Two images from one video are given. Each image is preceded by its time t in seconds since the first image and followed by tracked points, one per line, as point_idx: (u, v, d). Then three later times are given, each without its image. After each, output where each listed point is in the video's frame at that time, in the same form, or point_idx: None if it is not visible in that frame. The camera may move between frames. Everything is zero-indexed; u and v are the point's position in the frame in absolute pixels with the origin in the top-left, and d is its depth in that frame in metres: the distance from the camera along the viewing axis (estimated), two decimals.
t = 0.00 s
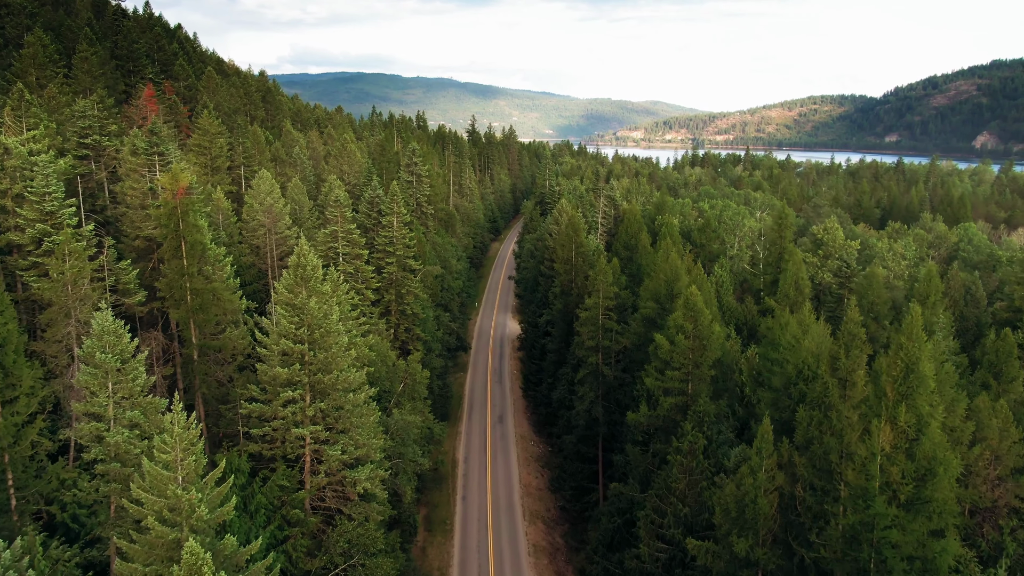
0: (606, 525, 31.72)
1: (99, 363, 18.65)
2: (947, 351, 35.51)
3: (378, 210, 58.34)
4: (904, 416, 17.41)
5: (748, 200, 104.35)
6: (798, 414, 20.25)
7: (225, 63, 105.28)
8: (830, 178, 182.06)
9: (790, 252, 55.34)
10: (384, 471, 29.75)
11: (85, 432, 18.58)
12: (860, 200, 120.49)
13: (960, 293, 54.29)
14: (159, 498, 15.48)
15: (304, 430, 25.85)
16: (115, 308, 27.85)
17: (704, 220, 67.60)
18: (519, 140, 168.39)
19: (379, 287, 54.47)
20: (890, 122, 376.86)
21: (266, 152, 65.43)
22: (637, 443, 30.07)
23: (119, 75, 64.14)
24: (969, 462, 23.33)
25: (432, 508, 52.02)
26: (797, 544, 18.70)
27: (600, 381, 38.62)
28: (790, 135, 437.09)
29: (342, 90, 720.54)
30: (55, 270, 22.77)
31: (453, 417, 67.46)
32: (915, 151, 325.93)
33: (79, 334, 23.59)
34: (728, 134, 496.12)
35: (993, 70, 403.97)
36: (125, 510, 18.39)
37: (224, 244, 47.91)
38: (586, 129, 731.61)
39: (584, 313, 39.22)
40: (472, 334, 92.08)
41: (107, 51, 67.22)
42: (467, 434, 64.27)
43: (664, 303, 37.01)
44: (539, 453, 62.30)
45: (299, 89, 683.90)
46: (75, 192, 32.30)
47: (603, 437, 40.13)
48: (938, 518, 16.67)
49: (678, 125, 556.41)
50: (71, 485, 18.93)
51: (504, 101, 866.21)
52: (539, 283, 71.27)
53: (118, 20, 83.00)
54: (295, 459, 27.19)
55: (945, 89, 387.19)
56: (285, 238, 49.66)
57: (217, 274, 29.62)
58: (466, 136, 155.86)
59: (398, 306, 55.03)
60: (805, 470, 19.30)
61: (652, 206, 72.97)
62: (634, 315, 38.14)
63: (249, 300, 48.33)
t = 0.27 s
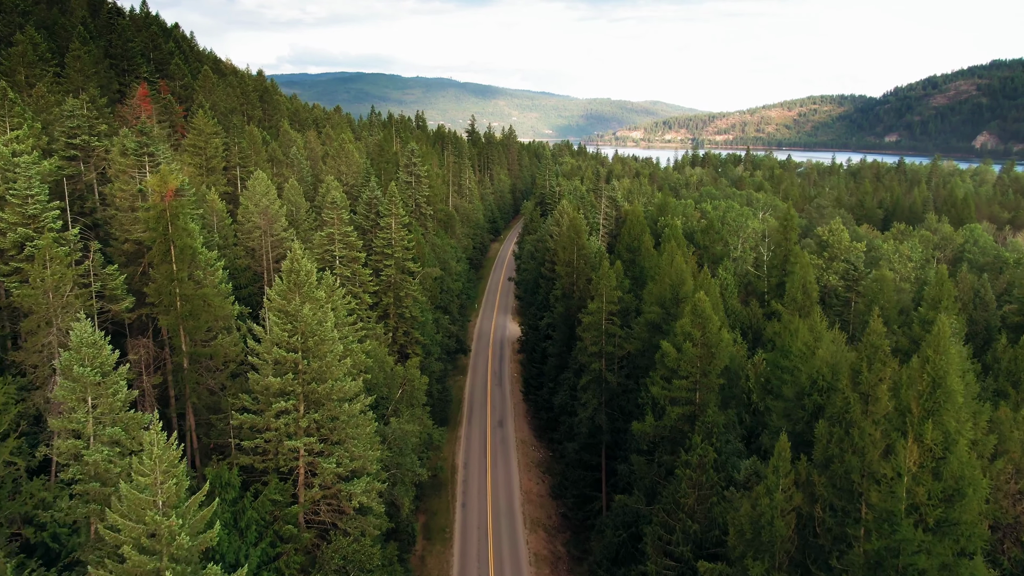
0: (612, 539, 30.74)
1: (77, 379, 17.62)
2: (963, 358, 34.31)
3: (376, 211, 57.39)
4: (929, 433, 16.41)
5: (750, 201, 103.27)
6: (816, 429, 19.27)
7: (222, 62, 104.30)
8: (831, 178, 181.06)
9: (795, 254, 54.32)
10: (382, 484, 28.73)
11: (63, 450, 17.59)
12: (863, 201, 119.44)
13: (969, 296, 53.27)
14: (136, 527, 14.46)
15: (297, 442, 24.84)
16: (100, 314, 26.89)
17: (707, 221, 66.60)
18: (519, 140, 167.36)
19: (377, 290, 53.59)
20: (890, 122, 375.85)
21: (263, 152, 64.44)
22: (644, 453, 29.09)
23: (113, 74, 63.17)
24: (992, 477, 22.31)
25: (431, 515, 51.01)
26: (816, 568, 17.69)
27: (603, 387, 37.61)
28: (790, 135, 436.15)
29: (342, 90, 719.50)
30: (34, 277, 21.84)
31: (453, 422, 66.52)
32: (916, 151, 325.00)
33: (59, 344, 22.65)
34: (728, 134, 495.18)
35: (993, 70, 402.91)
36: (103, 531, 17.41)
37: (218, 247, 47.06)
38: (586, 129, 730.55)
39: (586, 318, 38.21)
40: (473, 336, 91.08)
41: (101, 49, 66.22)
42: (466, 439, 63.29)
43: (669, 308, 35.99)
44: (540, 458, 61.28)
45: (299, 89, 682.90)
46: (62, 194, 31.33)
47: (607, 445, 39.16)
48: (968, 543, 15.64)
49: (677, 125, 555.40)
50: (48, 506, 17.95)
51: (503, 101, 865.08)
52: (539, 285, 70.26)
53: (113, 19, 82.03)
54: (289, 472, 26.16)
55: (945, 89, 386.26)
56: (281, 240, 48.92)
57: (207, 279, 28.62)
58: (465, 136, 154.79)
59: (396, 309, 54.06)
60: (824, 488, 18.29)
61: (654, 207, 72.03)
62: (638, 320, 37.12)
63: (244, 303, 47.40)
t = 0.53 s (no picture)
0: (616, 552, 29.80)
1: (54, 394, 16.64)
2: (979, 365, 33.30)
3: (374, 212, 56.40)
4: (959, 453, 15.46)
5: (752, 201, 102.21)
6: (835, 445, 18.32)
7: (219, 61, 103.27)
8: (833, 178, 179.92)
9: (801, 256, 53.31)
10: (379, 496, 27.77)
11: (39, 470, 16.60)
12: (865, 201, 118.35)
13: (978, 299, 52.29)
14: (113, 557, 13.49)
15: (291, 456, 23.84)
16: (86, 321, 25.93)
17: (710, 223, 65.60)
18: (519, 140, 166.27)
19: (375, 293, 52.68)
20: (890, 122, 374.87)
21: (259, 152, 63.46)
22: (650, 465, 28.15)
23: (107, 73, 62.19)
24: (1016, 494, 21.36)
25: (431, 523, 50.05)
26: None
27: (606, 394, 36.64)
28: (790, 134, 435.17)
29: (341, 90, 718.34)
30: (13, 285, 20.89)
31: (453, 426, 65.56)
32: (916, 151, 324.08)
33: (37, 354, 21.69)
34: (728, 134, 494.19)
35: (994, 69, 401.87)
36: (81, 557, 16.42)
37: (212, 250, 46.18)
38: (586, 129, 729.45)
39: (590, 322, 37.21)
40: (472, 338, 90.10)
41: (95, 48, 65.21)
42: (467, 443, 62.34)
43: (675, 313, 35.01)
44: (541, 463, 60.30)
45: (298, 89, 681.75)
46: (48, 196, 30.36)
47: (610, 453, 38.20)
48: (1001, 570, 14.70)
49: (677, 125, 554.37)
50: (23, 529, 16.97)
51: (503, 101, 864.02)
52: (540, 287, 69.25)
53: (108, 18, 81.00)
54: (282, 486, 25.20)
55: (946, 88, 385.26)
56: (277, 243, 48.34)
57: (197, 285, 27.61)
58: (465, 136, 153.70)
59: (395, 312, 53.12)
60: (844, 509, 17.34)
61: (656, 207, 71.06)
62: (642, 325, 36.14)
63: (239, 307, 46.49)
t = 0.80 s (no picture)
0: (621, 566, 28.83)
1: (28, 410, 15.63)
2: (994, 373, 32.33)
3: (372, 213, 55.40)
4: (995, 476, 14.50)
5: (755, 202, 101.11)
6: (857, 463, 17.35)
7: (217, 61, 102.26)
8: (834, 178, 179.01)
9: (808, 258, 52.35)
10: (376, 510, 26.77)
11: (12, 492, 15.60)
12: (868, 202, 117.37)
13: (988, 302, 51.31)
14: None
15: (284, 470, 22.84)
16: (70, 329, 24.95)
17: (714, 224, 64.63)
18: (518, 140, 165.20)
19: (373, 297, 51.70)
20: (890, 122, 374.04)
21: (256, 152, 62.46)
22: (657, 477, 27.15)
23: (100, 72, 61.15)
24: None
25: (430, 530, 49.05)
26: None
27: (610, 401, 35.66)
28: (790, 134, 434.22)
29: (340, 89, 717.22)
30: None
31: (452, 430, 64.55)
32: (916, 151, 322.99)
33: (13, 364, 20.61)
34: (728, 134, 493.20)
35: (995, 69, 400.95)
36: None
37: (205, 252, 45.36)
38: (585, 129, 728.50)
39: (593, 327, 36.26)
40: (472, 340, 89.08)
41: (89, 46, 64.24)
42: (466, 448, 61.32)
43: (681, 318, 34.03)
44: (542, 469, 59.31)
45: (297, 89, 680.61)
46: (33, 198, 29.39)
47: (614, 462, 37.24)
48: None
49: (677, 125, 553.32)
50: None
51: (503, 101, 862.82)
52: (541, 289, 68.21)
53: (103, 16, 79.97)
54: (275, 501, 24.21)
55: (946, 88, 384.42)
56: (273, 245, 47.49)
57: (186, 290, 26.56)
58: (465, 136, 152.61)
59: (393, 316, 52.13)
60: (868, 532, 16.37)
61: (658, 209, 70.07)
62: (647, 330, 35.15)
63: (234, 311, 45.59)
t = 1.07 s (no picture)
0: None
1: None
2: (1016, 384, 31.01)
3: (369, 215, 54.08)
4: None
5: (758, 203, 99.80)
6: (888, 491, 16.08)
7: (213, 59, 100.94)
8: (836, 179, 177.62)
9: (816, 261, 51.08)
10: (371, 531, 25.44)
11: None
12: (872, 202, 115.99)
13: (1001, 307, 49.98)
14: None
15: (273, 492, 21.50)
16: (47, 339, 23.66)
17: (719, 226, 63.28)
18: (518, 140, 163.91)
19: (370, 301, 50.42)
20: (890, 122, 372.80)
21: (251, 153, 61.12)
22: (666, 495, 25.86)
23: (91, 71, 59.85)
24: None
25: (428, 541, 47.72)
26: None
27: (616, 412, 34.37)
28: (790, 134, 432.90)
29: (340, 89, 715.80)
30: None
31: (451, 436, 63.22)
32: (916, 151, 321.83)
33: None
34: (728, 134, 492.04)
35: (996, 69, 399.66)
36: None
37: (197, 256, 44.12)
38: (585, 129, 727.09)
39: (598, 334, 34.97)
40: (472, 343, 87.74)
41: (80, 44, 62.95)
42: (466, 455, 60.01)
43: (690, 326, 32.73)
44: (543, 477, 57.99)
45: (296, 88, 679.17)
46: (13, 201, 28.08)
47: (619, 474, 35.93)
48: None
49: (677, 125, 551.99)
50: None
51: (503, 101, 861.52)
52: (542, 292, 66.89)
53: (96, 14, 78.68)
54: (264, 523, 22.87)
55: (946, 88, 383.20)
56: (267, 248, 46.20)
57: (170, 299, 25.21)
58: (464, 135, 151.34)
59: (391, 320, 50.84)
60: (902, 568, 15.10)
61: (662, 210, 68.77)
62: (654, 338, 33.83)
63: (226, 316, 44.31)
